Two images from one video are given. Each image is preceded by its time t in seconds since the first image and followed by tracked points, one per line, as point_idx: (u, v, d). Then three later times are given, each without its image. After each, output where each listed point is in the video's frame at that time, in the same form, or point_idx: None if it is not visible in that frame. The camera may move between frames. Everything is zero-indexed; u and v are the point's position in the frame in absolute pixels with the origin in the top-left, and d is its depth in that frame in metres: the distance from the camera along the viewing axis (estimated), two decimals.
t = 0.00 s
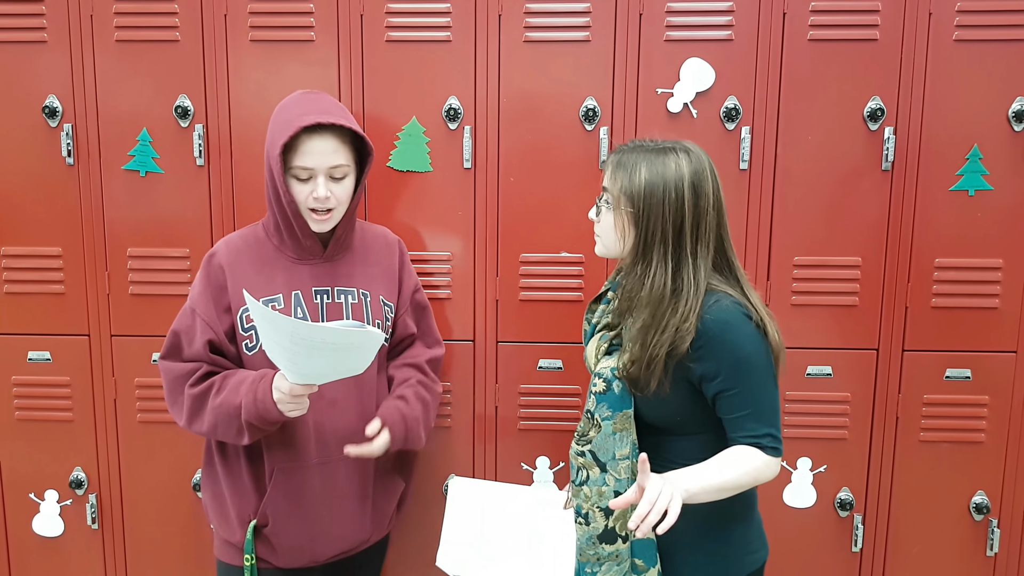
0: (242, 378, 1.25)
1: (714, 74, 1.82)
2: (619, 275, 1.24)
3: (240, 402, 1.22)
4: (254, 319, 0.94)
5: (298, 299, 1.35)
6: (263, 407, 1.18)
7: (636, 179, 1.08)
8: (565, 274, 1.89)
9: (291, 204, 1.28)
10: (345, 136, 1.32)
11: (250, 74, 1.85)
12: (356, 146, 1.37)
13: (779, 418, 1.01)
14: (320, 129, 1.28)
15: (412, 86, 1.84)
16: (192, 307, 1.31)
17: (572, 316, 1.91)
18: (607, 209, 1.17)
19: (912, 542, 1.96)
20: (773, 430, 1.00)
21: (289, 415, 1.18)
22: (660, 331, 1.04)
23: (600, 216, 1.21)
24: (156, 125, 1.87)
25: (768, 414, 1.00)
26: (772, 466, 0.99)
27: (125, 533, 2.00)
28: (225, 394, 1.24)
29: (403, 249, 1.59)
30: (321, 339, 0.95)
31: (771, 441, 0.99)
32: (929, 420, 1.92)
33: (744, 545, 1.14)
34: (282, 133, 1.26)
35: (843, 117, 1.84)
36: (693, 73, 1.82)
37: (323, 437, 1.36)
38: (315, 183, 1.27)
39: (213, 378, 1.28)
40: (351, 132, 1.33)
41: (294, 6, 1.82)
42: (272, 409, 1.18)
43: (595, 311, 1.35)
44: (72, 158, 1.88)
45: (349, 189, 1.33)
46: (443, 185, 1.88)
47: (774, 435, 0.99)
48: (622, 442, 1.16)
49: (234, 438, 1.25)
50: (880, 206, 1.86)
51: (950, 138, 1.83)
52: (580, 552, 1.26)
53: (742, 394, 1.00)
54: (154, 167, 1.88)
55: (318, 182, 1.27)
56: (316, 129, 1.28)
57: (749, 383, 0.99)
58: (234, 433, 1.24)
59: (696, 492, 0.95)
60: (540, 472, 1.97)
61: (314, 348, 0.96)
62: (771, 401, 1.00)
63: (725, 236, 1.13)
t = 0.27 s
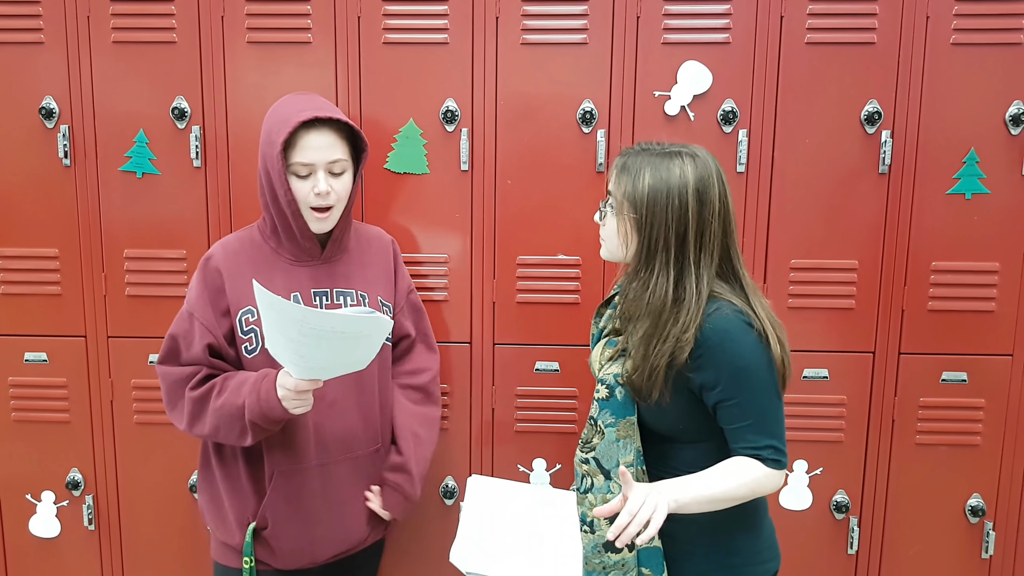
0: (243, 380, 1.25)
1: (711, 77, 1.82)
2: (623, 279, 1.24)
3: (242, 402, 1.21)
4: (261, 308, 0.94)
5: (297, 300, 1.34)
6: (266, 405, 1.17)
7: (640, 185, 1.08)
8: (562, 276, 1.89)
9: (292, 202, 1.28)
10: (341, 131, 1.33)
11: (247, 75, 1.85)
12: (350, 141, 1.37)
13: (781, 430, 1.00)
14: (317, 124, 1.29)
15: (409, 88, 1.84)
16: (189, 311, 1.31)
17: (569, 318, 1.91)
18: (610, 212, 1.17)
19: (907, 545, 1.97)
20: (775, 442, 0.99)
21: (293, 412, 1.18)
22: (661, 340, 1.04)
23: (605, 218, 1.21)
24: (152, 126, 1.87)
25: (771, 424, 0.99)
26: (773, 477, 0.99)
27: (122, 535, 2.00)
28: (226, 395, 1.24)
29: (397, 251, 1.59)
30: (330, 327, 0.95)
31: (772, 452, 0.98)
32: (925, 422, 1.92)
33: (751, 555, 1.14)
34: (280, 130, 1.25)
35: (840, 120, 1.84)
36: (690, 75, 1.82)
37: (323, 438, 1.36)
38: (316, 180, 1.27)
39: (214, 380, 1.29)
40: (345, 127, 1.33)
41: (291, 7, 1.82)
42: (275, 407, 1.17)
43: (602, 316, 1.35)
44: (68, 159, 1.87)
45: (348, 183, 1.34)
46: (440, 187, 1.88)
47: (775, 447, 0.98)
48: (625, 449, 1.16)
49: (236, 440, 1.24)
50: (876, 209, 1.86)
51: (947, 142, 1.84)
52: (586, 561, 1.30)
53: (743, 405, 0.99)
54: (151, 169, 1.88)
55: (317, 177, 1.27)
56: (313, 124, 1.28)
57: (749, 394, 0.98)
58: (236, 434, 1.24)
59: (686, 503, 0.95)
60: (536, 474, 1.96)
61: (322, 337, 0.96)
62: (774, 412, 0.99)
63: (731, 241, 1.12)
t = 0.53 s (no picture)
0: (239, 379, 1.25)
1: (710, 76, 1.82)
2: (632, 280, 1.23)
3: (238, 402, 1.21)
4: (256, 307, 0.95)
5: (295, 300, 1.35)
6: (262, 405, 1.17)
7: (650, 186, 1.07)
8: (562, 275, 1.89)
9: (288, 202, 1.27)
10: (341, 134, 1.33)
11: (246, 77, 1.85)
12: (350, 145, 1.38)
13: (785, 435, 1.01)
14: (316, 126, 1.29)
15: (408, 88, 1.85)
16: (188, 311, 1.32)
17: (568, 317, 1.91)
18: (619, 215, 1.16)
19: (909, 543, 1.96)
20: (778, 446, 0.99)
21: (289, 412, 1.17)
22: (671, 342, 1.04)
23: (613, 220, 1.20)
24: (153, 128, 1.88)
25: (776, 429, 0.99)
26: (773, 480, 0.99)
27: (124, 535, 2.00)
28: (222, 395, 1.24)
29: (394, 253, 1.62)
30: (326, 327, 0.96)
31: (774, 455, 0.98)
32: (927, 420, 1.92)
33: (755, 555, 1.15)
34: (280, 130, 1.26)
35: (839, 118, 1.84)
36: (688, 74, 1.82)
37: (322, 440, 1.36)
38: (312, 180, 1.27)
39: (211, 380, 1.29)
40: (345, 129, 1.33)
41: (290, 9, 1.83)
42: (271, 407, 1.17)
43: (609, 315, 1.34)
44: (70, 161, 1.88)
45: (346, 186, 1.34)
46: (439, 187, 1.88)
47: (779, 451, 0.99)
48: (630, 448, 1.15)
49: (233, 440, 1.25)
50: (876, 206, 1.86)
51: (946, 139, 1.83)
52: (585, 559, 1.26)
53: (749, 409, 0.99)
54: (152, 170, 1.89)
55: (314, 177, 1.27)
56: (313, 126, 1.29)
57: (756, 399, 0.99)
58: (233, 435, 1.24)
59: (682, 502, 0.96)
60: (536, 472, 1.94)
61: (317, 336, 0.97)
62: (778, 417, 1.00)
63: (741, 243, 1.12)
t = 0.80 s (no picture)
0: (252, 364, 1.25)
1: (723, 55, 1.81)
2: (658, 261, 1.23)
3: (251, 387, 1.22)
4: (265, 289, 0.96)
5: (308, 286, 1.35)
6: (273, 389, 1.17)
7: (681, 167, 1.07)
8: (574, 258, 1.90)
9: (307, 192, 1.28)
10: (359, 123, 1.33)
11: (257, 61, 1.85)
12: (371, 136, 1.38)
13: (796, 424, 1.04)
14: (337, 115, 1.29)
15: (419, 71, 1.84)
16: (201, 297, 1.32)
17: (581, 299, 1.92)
18: (646, 204, 1.14)
19: (921, 522, 1.97)
20: (787, 436, 1.03)
21: (300, 397, 1.17)
22: (700, 320, 1.05)
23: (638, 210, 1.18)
24: (164, 113, 1.88)
25: (787, 416, 1.02)
26: (775, 468, 1.03)
27: (144, 517, 2.04)
28: (235, 379, 1.25)
29: (412, 248, 1.62)
30: (332, 309, 0.96)
31: (778, 445, 1.02)
32: (940, 400, 1.92)
33: (774, 536, 1.17)
34: (299, 121, 1.26)
35: (853, 97, 1.82)
36: (701, 54, 1.80)
37: (338, 424, 1.37)
38: (332, 169, 1.28)
39: (224, 365, 1.29)
40: (364, 118, 1.33)
41: None
42: (282, 391, 1.16)
43: (632, 297, 1.34)
44: (82, 148, 1.89)
45: (363, 175, 1.34)
46: (450, 170, 1.88)
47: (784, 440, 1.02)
48: (650, 428, 1.16)
49: (246, 425, 1.25)
50: (890, 186, 1.85)
51: (962, 117, 1.81)
52: (603, 534, 1.27)
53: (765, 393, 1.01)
54: (164, 156, 1.89)
55: (334, 167, 1.28)
56: (334, 116, 1.28)
57: (772, 384, 1.01)
58: (246, 419, 1.24)
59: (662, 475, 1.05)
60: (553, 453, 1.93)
61: (322, 317, 0.97)
62: (791, 403, 1.02)
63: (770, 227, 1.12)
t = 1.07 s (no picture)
0: (250, 360, 1.25)
1: (723, 57, 1.82)
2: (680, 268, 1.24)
3: (248, 382, 1.21)
4: (261, 286, 0.96)
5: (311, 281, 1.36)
6: (269, 385, 1.17)
7: (694, 171, 1.08)
8: (574, 257, 1.90)
9: (306, 182, 1.29)
10: (362, 117, 1.33)
11: (259, 58, 1.85)
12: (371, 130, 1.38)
13: (790, 430, 1.06)
14: (337, 108, 1.30)
15: (421, 69, 1.84)
16: (203, 292, 1.31)
17: (580, 298, 1.92)
18: (669, 221, 1.14)
19: (917, 523, 1.98)
20: (768, 440, 1.05)
21: (295, 393, 1.17)
22: (719, 319, 1.07)
23: (664, 231, 1.19)
24: (166, 109, 1.88)
25: (778, 421, 1.04)
26: (744, 479, 1.08)
27: (140, 513, 2.03)
28: (233, 375, 1.25)
29: (412, 247, 1.62)
30: (330, 304, 0.97)
31: (754, 449, 1.06)
32: (936, 402, 1.93)
33: (777, 540, 1.18)
34: (300, 112, 1.27)
35: (852, 100, 1.83)
36: (702, 55, 1.81)
37: (338, 421, 1.37)
38: (330, 162, 1.28)
39: (223, 360, 1.29)
40: (366, 112, 1.34)
41: None
42: (277, 387, 1.17)
43: (651, 291, 1.36)
44: (83, 142, 1.89)
45: (364, 168, 1.34)
46: (452, 168, 1.88)
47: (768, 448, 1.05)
48: (662, 425, 1.17)
49: (243, 421, 1.25)
50: (888, 189, 1.86)
51: (960, 121, 1.83)
52: (613, 528, 1.26)
53: (769, 398, 1.03)
54: (165, 152, 1.89)
55: (332, 160, 1.28)
56: (334, 109, 1.29)
57: (779, 389, 1.03)
58: (243, 416, 1.24)
59: (633, 468, 1.12)
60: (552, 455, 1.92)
61: (321, 314, 0.98)
62: (793, 406, 1.05)
63: (789, 229, 1.14)
